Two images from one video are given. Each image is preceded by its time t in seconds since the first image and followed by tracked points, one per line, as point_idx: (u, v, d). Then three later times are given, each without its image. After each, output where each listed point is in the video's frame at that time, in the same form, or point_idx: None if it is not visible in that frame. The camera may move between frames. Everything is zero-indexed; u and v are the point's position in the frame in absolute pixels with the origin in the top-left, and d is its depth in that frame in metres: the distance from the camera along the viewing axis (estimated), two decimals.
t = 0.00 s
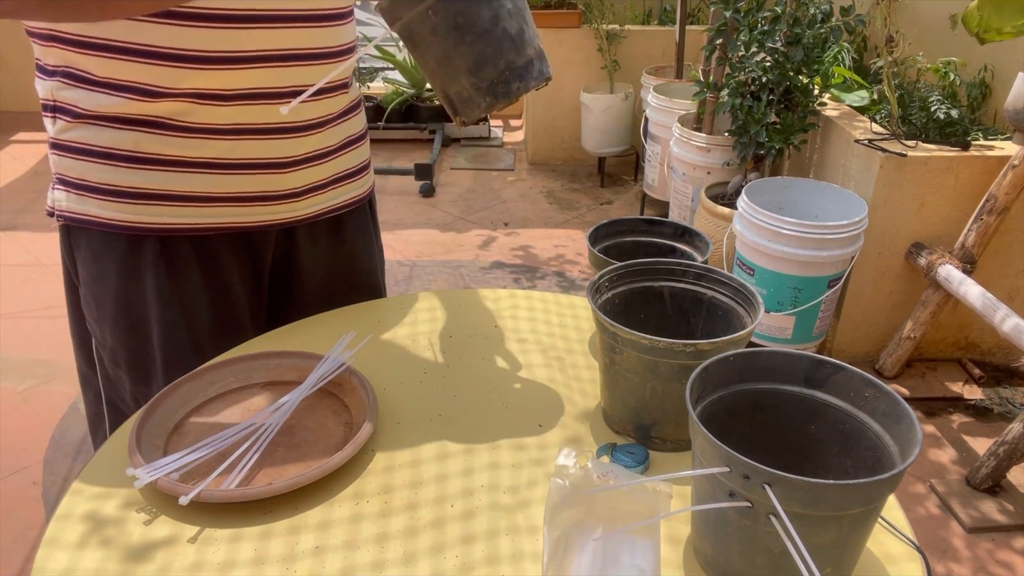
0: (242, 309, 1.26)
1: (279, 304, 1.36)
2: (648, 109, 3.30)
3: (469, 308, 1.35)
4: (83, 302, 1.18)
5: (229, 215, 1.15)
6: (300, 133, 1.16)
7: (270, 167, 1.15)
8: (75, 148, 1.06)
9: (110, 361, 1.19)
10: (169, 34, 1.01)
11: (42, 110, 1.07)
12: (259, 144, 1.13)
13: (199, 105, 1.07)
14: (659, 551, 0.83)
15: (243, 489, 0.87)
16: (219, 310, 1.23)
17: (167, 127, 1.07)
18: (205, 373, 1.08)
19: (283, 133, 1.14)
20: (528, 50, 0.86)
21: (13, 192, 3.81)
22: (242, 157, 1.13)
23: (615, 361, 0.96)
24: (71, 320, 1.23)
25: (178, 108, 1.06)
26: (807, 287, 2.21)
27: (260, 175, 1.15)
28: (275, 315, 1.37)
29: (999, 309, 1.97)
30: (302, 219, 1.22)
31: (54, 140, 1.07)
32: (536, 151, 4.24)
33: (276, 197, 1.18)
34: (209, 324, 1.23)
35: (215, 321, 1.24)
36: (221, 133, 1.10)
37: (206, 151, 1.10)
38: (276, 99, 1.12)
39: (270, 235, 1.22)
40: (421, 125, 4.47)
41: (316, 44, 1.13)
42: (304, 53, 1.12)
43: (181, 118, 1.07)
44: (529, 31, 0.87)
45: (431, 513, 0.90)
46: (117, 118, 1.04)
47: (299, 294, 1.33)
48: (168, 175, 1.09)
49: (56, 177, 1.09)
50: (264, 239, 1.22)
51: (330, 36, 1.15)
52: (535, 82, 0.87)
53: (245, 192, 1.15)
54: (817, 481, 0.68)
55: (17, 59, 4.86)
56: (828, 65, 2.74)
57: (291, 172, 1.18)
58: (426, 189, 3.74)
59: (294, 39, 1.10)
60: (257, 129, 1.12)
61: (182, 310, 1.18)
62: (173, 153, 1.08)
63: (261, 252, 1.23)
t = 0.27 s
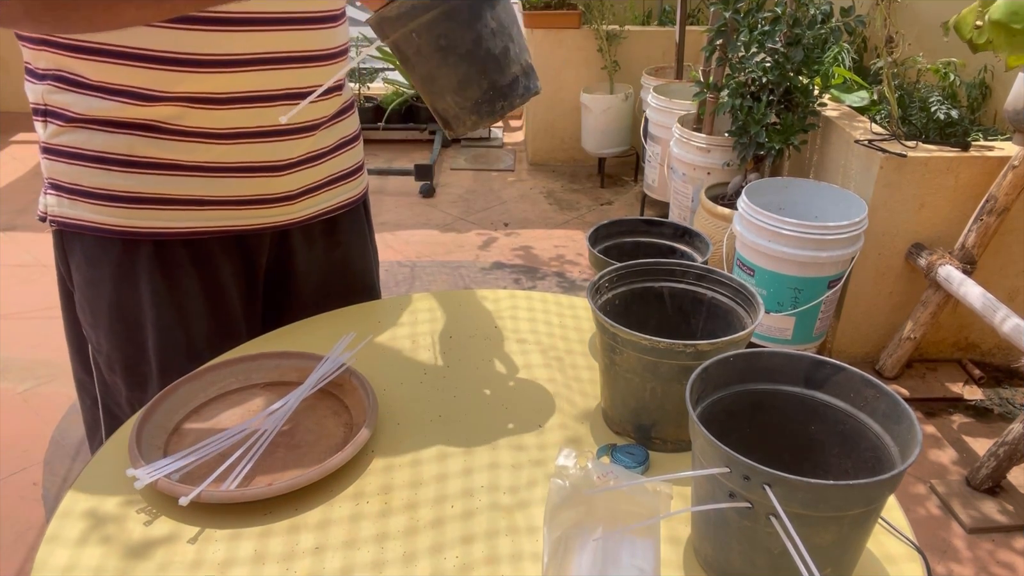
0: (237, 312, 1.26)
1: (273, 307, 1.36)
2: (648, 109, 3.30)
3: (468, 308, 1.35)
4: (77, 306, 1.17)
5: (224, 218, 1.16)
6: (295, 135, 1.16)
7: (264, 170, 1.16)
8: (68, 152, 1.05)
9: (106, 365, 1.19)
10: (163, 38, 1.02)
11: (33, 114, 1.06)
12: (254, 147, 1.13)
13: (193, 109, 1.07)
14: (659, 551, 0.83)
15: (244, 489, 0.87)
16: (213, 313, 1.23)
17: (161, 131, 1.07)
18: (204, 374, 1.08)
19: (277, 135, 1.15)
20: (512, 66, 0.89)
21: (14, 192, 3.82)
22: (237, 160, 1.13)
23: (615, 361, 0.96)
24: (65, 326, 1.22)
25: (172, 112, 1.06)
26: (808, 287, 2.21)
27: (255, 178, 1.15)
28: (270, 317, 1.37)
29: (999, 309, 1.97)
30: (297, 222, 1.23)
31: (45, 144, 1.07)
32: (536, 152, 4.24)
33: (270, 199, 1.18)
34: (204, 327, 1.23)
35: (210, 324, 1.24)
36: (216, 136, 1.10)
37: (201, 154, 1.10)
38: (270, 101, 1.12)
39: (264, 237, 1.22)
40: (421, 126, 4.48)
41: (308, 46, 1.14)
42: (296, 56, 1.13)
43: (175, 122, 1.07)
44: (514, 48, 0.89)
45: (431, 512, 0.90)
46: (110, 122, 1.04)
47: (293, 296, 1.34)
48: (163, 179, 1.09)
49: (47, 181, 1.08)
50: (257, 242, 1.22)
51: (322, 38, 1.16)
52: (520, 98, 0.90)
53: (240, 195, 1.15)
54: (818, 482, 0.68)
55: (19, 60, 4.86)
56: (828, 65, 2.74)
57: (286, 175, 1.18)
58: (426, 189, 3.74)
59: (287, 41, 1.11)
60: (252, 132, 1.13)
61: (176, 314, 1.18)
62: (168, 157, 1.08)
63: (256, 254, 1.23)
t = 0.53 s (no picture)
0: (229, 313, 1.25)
1: (266, 306, 1.37)
2: (648, 110, 3.30)
3: (467, 308, 1.35)
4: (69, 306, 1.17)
5: (218, 220, 1.16)
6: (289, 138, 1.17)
7: (258, 171, 1.16)
8: (61, 153, 1.05)
9: (98, 366, 1.18)
10: (158, 40, 1.02)
11: (25, 113, 1.06)
12: (248, 149, 1.14)
13: (188, 111, 1.07)
14: (659, 551, 0.83)
15: (244, 489, 0.87)
16: (206, 313, 1.23)
17: (155, 133, 1.07)
18: (203, 375, 1.08)
19: (271, 137, 1.15)
20: (508, 79, 0.98)
21: (13, 193, 3.82)
22: (231, 162, 1.14)
23: (615, 361, 0.96)
24: (56, 325, 1.22)
25: (167, 114, 1.06)
26: (808, 287, 2.21)
27: (249, 180, 1.16)
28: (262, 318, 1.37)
29: (999, 309, 1.97)
30: (290, 223, 1.24)
31: (37, 145, 1.06)
32: (536, 152, 4.24)
33: (264, 201, 1.19)
34: (197, 328, 1.22)
35: (203, 325, 1.23)
36: (210, 138, 1.11)
37: (195, 156, 1.11)
38: (265, 104, 1.13)
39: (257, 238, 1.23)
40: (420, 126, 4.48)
41: (303, 49, 1.15)
42: (291, 59, 1.13)
43: (170, 124, 1.07)
44: (511, 59, 0.97)
45: (431, 511, 0.90)
46: (104, 124, 1.04)
47: (286, 296, 1.34)
48: (157, 181, 1.09)
49: (39, 182, 1.08)
50: (252, 244, 1.23)
51: (316, 41, 1.17)
52: (518, 107, 0.99)
53: (234, 197, 1.16)
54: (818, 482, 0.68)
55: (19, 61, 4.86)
56: (828, 65, 2.74)
57: (280, 176, 1.19)
58: (426, 189, 3.74)
59: (281, 44, 1.12)
60: (246, 134, 1.13)
61: (170, 315, 1.18)
62: (162, 159, 1.09)
63: (248, 256, 1.24)
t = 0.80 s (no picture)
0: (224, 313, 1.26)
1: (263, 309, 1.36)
2: (648, 109, 3.30)
3: (467, 308, 1.35)
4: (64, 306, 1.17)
5: (213, 221, 1.16)
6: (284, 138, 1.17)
7: (254, 172, 1.16)
8: (55, 153, 1.05)
9: (94, 366, 1.18)
10: (150, 40, 1.02)
11: (19, 114, 1.06)
12: (243, 149, 1.14)
13: (182, 111, 1.07)
14: (659, 551, 0.83)
15: (243, 489, 0.87)
16: (200, 314, 1.23)
17: (149, 133, 1.07)
18: (204, 374, 1.08)
19: (266, 137, 1.15)
20: (501, 82, 0.98)
21: (13, 193, 3.82)
22: (226, 162, 1.14)
23: (615, 361, 0.96)
24: (52, 327, 1.22)
25: (160, 114, 1.06)
26: (808, 287, 2.21)
27: (244, 180, 1.16)
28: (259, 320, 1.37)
29: (998, 309, 1.97)
30: (285, 224, 1.23)
31: (31, 145, 1.07)
32: (536, 151, 4.24)
33: (260, 201, 1.19)
34: (192, 328, 1.23)
35: (198, 326, 1.23)
36: (204, 138, 1.11)
37: (190, 156, 1.11)
38: (259, 104, 1.13)
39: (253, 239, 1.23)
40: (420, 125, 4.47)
41: (297, 50, 1.15)
42: (285, 59, 1.13)
43: (164, 124, 1.07)
44: (503, 62, 0.97)
45: (431, 512, 0.90)
46: (97, 124, 1.04)
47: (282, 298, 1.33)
48: (152, 181, 1.09)
49: (34, 183, 1.08)
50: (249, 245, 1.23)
51: (310, 41, 1.16)
52: (512, 110, 0.99)
53: (229, 197, 1.16)
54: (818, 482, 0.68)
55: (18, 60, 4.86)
56: (828, 65, 2.74)
57: (276, 177, 1.19)
58: (426, 189, 3.74)
59: (275, 44, 1.12)
60: (241, 134, 1.13)
61: (164, 315, 1.18)
62: (156, 159, 1.09)
63: (244, 257, 1.23)
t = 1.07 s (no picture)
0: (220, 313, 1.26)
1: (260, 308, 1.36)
2: (648, 109, 3.30)
3: (467, 308, 1.35)
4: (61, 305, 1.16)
5: (210, 222, 1.16)
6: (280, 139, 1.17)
7: (251, 173, 1.16)
8: (51, 155, 1.05)
9: (92, 366, 1.18)
10: (147, 42, 1.02)
11: (15, 114, 1.06)
12: (240, 150, 1.14)
13: (178, 113, 1.07)
14: (659, 551, 0.83)
15: (244, 490, 0.87)
16: (195, 314, 1.23)
17: (146, 134, 1.07)
18: (204, 374, 1.08)
19: (262, 138, 1.16)
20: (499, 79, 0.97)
21: (13, 193, 3.81)
22: (223, 164, 1.14)
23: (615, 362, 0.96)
24: (49, 327, 1.22)
25: (157, 116, 1.06)
26: (807, 287, 2.21)
27: (241, 182, 1.16)
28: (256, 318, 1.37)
29: (998, 309, 1.97)
30: (282, 225, 1.24)
31: (27, 146, 1.06)
32: (536, 152, 4.24)
33: (257, 202, 1.19)
34: (187, 327, 1.23)
35: (194, 325, 1.24)
36: (201, 140, 1.11)
37: (187, 158, 1.11)
38: (256, 106, 1.13)
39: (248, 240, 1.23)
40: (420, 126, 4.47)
41: (294, 52, 1.15)
42: (281, 61, 1.14)
43: (161, 126, 1.07)
44: (500, 59, 0.97)
45: (434, 513, 0.90)
46: (94, 125, 1.04)
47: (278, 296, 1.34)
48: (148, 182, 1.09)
49: (30, 183, 1.08)
50: (246, 246, 1.23)
51: (307, 44, 1.17)
52: (510, 108, 0.99)
53: (226, 199, 1.16)
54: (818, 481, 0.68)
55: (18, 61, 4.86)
56: (828, 65, 2.74)
57: (273, 178, 1.19)
58: (426, 189, 3.74)
59: (272, 47, 1.12)
60: (238, 136, 1.13)
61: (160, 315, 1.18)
62: (153, 160, 1.08)
63: (240, 258, 1.24)
